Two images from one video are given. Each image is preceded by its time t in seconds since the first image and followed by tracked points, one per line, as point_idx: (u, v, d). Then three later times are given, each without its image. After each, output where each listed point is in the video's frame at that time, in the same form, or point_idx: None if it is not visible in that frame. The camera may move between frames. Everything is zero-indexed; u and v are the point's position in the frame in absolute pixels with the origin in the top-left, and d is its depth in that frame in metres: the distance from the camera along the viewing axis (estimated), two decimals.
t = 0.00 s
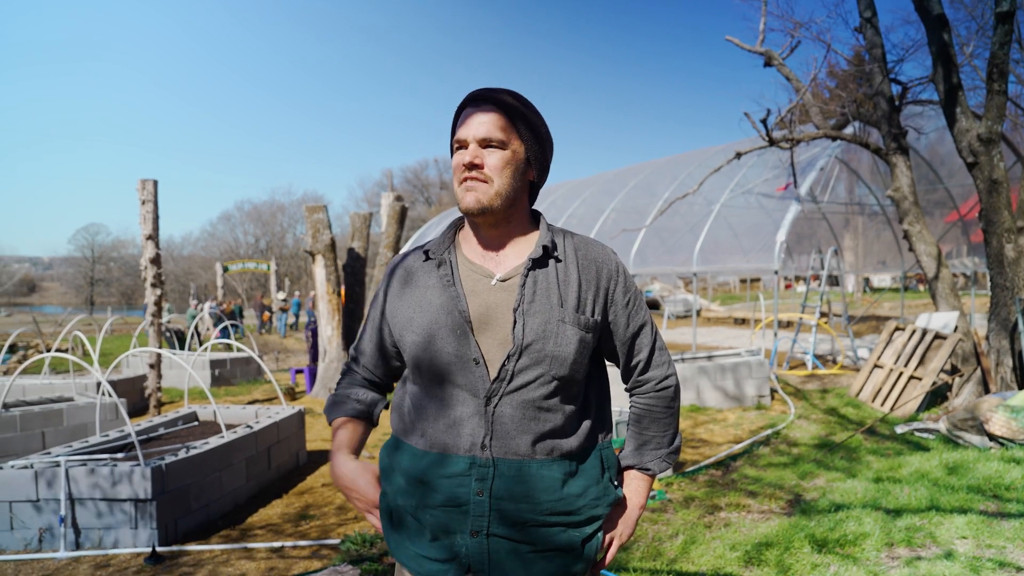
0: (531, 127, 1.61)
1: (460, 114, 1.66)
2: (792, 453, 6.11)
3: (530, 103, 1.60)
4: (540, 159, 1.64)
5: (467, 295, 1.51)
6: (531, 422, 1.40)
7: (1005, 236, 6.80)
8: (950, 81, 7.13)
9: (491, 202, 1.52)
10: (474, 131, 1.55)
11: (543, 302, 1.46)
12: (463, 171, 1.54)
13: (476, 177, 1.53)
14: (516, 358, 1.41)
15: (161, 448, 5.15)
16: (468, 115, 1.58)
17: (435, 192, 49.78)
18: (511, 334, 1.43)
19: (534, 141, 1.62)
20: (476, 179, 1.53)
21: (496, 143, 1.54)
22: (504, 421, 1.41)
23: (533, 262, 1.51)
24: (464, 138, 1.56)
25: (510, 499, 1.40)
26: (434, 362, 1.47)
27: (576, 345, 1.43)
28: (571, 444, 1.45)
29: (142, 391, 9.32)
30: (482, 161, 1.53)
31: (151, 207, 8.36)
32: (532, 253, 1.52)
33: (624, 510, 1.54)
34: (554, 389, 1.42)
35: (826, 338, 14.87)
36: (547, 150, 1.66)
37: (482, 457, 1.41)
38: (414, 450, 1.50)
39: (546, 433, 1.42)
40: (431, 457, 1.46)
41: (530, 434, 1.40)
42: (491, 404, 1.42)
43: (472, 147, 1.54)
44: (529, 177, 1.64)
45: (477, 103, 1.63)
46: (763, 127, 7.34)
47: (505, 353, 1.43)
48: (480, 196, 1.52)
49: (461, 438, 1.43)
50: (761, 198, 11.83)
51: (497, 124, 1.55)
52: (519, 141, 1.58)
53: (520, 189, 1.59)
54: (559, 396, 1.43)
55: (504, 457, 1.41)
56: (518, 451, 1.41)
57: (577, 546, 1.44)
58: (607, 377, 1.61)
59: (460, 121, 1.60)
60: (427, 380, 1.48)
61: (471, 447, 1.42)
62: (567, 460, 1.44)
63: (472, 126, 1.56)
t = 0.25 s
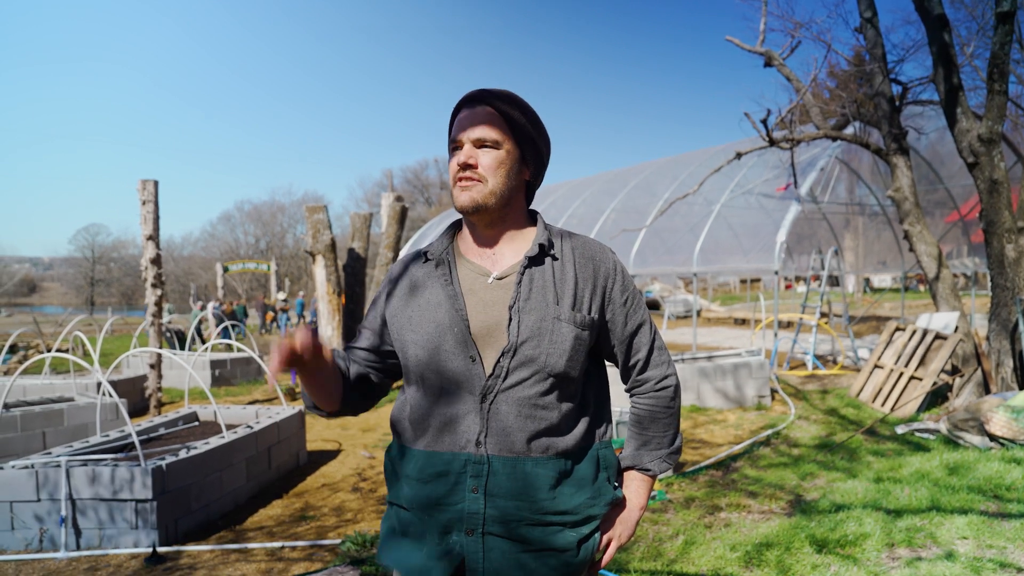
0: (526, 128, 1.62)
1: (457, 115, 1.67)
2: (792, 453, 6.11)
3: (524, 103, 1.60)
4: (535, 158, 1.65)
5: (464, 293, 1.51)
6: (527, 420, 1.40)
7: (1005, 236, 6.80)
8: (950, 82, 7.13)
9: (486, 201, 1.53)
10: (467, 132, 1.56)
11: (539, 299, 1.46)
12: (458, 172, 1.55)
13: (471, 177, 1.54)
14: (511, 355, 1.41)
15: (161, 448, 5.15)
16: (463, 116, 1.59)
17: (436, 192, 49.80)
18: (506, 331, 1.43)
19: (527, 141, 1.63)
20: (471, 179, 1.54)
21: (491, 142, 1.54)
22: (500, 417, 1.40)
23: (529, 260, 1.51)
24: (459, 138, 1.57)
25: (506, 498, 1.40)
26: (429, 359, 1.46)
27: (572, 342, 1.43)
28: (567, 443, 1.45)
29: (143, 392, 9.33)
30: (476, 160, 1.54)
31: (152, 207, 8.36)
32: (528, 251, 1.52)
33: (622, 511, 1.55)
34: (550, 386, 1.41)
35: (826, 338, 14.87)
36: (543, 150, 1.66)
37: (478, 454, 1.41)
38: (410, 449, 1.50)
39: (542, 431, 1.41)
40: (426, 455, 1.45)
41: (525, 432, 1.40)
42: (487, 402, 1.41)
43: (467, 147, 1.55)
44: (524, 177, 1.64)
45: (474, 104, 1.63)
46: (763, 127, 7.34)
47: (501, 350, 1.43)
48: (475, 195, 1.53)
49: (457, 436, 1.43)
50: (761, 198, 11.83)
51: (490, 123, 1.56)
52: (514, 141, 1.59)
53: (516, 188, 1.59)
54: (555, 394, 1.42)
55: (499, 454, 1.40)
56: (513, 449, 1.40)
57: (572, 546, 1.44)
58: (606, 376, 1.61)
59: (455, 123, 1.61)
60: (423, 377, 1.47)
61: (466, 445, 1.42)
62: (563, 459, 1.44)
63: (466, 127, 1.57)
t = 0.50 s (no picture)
0: (526, 129, 1.63)
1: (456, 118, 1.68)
2: (793, 454, 6.11)
3: (524, 106, 1.61)
4: (534, 160, 1.65)
5: (463, 294, 1.51)
6: (524, 419, 1.40)
7: (1005, 237, 6.81)
8: (951, 82, 7.13)
9: (485, 202, 1.53)
10: (467, 134, 1.56)
11: (537, 299, 1.46)
12: (458, 173, 1.55)
13: (471, 179, 1.54)
14: (508, 355, 1.41)
15: (162, 449, 5.16)
16: (463, 118, 1.60)
17: (436, 192, 49.83)
18: (504, 331, 1.44)
19: (527, 143, 1.64)
20: (472, 180, 1.54)
21: (491, 144, 1.55)
22: (496, 416, 1.41)
23: (528, 260, 1.51)
24: (459, 140, 1.58)
25: (502, 497, 1.41)
26: (424, 358, 1.46)
27: (569, 342, 1.43)
28: (563, 443, 1.45)
29: (143, 392, 9.33)
30: (476, 162, 1.54)
31: (152, 207, 8.36)
32: (526, 251, 1.53)
33: (619, 512, 1.55)
34: (547, 386, 1.41)
35: (826, 338, 14.88)
36: (542, 151, 1.67)
37: (474, 452, 1.41)
38: (405, 448, 1.49)
39: (539, 430, 1.42)
40: (423, 453, 1.45)
41: (522, 431, 1.40)
42: (484, 401, 1.41)
43: (466, 149, 1.55)
44: (524, 179, 1.65)
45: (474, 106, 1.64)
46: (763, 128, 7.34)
47: (498, 349, 1.43)
48: (474, 197, 1.53)
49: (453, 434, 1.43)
50: (761, 198, 11.83)
51: (490, 125, 1.56)
52: (513, 144, 1.60)
53: (516, 189, 1.60)
54: (552, 393, 1.43)
55: (496, 453, 1.41)
56: (510, 448, 1.40)
57: (568, 547, 1.44)
58: (604, 377, 1.61)
59: (455, 125, 1.62)
60: (418, 376, 1.47)
61: (463, 443, 1.42)
62: (560, 458, 1.45)
63: (465, 129, 1.57)
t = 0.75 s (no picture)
0: (530, 131, 1.64)
1: (461, 117, 1.68)
2: (792, 454, 6.12)
3: (532, 110, 1.63)
4: (535, 163, 1.68)
5: (464, 293, 1.51)
6: (525, 418, 1.40)
7: (1006, 237, 6.81)
8: (951, 82, 7.13)
9: (494, 201, 1.53)
10: (477, 133, 1.56)
11: (538, 298, 1.47)
12: (466, 170, 1.54)
13: (479, 177, 1.54)
14: (509, 353, 1.42)
15: (162, 448, 5.16)
16: (471, 117, 1.60)
17: (436, 192, 49.85)
18: (505, 330, 1.44)
19: (532, 146, 1.65)
20: (479, 179, 1.54)
21: (500, 144, 1.55)
22: (497, 415, 1.41)
23: (528, 259, 1.52)
24: (468, 139, 1.57)
25: (501, 496, 1.41)
26: (424, 356, 1.45)
27: (569, 341, 1.44)
28: (563, 441, 1.45)
29: (144, 392, 9.34)
30: (486, 161, 1.54)
31: (152, 208, 8.37)
32: (527, 251, 1.53)
33: (617, 511, 1.56)
34: (547, 385, 1.42)
35: (827, 338, 14.88)
36: (544, 155, 1.69)
37: (474, 451, 1.41)
38: (405, 447, 1.49)
39: (538, 429, 1.42)
40: (422, 451, 1.46)
41: (522, 430, 1.40)
42: (484, 399, 1.42)
43: (475, 147, 1.55)
44: (526, 180, 1.66)
45: (479, 106, 1.65)
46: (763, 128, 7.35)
47: (499, 347, 1.44)
48: (483, 195, 1.53)
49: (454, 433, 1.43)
50: (762, 198, 11.83)
51: (501, 126, 1.57)
52: (520, 146, 1.61)
53: (520, 190, 1.61)
54: (552, 392, 1.43)
55: (495, 452, 1.41)
56: (510, 447, 1.41)
57: (567, 546, 1.45)
58: (602, 377, 1.61)
59: (461, 124, 1.61)
60: (417, 376, 1.46)
61: (463, 442, 1.43)
62: (558, 458, 1.45)
63: (474, 128, 1.57)
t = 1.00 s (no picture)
0: (529, 130, 1.65)
1: (459, 115, 1.68)
2: (793, 454, 6.12)
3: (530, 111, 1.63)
4: (533, 163, 1.69)
5: (464, 293, 1.51)
6: (528, 418, 1.40)
7: (1006, 236, 6.81)
8: (951, 82, 7.13)
9: (496, 200, 1.53)
10: (478, 133, 1.56)
11: (538, 298, 1.47)
12: (467, 170, 1.54)
13: (480, 176, 1.53)
14: (510, 354, 1.42)
15: (163, 448, 5.16)
16: (471, 115, 1.59)
17: (437, 192, 49.86)
18: (506, 330, 1.44)
19: (530, 146, 1.66)
20: (480, 179, 1.53)
21: (501, 143, 1.55)
22: (500, 415, 1.41)
23: (528, 259, 1.52)
24: (468, 139, 1.57)
25: (505, 497, 1.41)
26: (425, 357, 1.45)
27: (571, 340, 1.44)
28: (564, 441, 1.45)
29: (144, 392, 9.34)
30: (487, 161, 1.54)
31: (152, 208, 8.37)
32: (527, 251, 1.53)
33: (618, 510, 1.56)
34: (549, 384, 1.42)
35: (827, 338, 14.88)
36: (542, 154, 1.70)
37: (478, 452, 1.41)
38: (407, 449, 1.49)
39: (541, 429, 1.42)
40: (425, 453, 1.46)
41: (525, 430, 1.40)
42: (487, 400, 1.42)
43: (476, 147, 1.55)
44: (524, 179, 1.67)
45: (478, 105, 1.65)
46: (763, 128, 7.35)
47: (501, 348, 1.43)
48: (484, 194, 1.52)
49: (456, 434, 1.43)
50: (762, 198, 11.83)
51: (502, 127, 1.57)
52: (519, 146, 1.61)
53: (519, 190, 1.61)
54: (554, 392, 1.43)
55: (498, 452, 1.41)
56: (513, 448, 1.41)
57: (570, 545, 1.45)
58: (601, 376, 1.61)
59: (461, 123, 1.61)
60: (419, 377, 1.46)
61: (466, 443, 1.42)
62: (561, 457, 1.45)
63: (474, 127, 1.57)
